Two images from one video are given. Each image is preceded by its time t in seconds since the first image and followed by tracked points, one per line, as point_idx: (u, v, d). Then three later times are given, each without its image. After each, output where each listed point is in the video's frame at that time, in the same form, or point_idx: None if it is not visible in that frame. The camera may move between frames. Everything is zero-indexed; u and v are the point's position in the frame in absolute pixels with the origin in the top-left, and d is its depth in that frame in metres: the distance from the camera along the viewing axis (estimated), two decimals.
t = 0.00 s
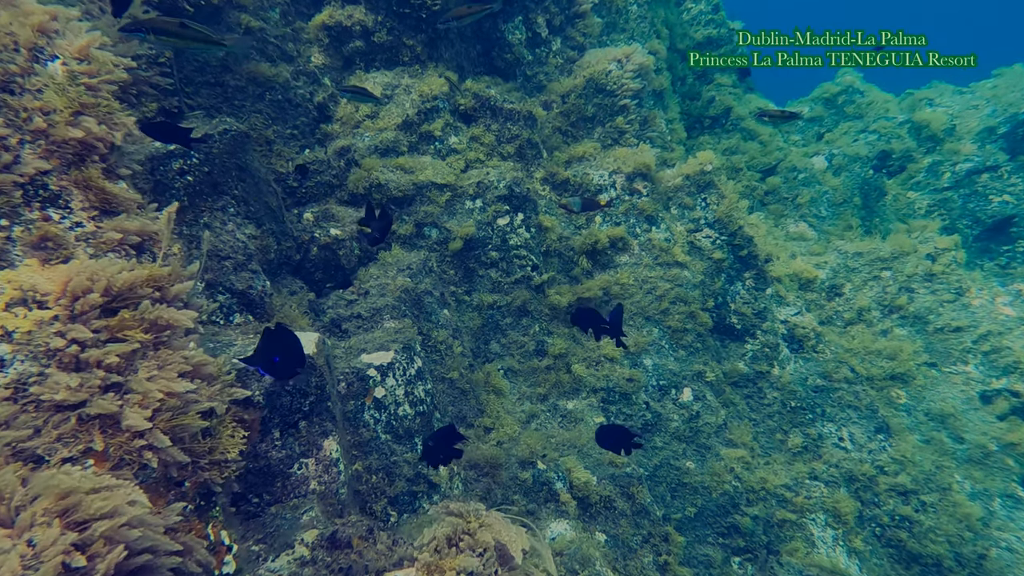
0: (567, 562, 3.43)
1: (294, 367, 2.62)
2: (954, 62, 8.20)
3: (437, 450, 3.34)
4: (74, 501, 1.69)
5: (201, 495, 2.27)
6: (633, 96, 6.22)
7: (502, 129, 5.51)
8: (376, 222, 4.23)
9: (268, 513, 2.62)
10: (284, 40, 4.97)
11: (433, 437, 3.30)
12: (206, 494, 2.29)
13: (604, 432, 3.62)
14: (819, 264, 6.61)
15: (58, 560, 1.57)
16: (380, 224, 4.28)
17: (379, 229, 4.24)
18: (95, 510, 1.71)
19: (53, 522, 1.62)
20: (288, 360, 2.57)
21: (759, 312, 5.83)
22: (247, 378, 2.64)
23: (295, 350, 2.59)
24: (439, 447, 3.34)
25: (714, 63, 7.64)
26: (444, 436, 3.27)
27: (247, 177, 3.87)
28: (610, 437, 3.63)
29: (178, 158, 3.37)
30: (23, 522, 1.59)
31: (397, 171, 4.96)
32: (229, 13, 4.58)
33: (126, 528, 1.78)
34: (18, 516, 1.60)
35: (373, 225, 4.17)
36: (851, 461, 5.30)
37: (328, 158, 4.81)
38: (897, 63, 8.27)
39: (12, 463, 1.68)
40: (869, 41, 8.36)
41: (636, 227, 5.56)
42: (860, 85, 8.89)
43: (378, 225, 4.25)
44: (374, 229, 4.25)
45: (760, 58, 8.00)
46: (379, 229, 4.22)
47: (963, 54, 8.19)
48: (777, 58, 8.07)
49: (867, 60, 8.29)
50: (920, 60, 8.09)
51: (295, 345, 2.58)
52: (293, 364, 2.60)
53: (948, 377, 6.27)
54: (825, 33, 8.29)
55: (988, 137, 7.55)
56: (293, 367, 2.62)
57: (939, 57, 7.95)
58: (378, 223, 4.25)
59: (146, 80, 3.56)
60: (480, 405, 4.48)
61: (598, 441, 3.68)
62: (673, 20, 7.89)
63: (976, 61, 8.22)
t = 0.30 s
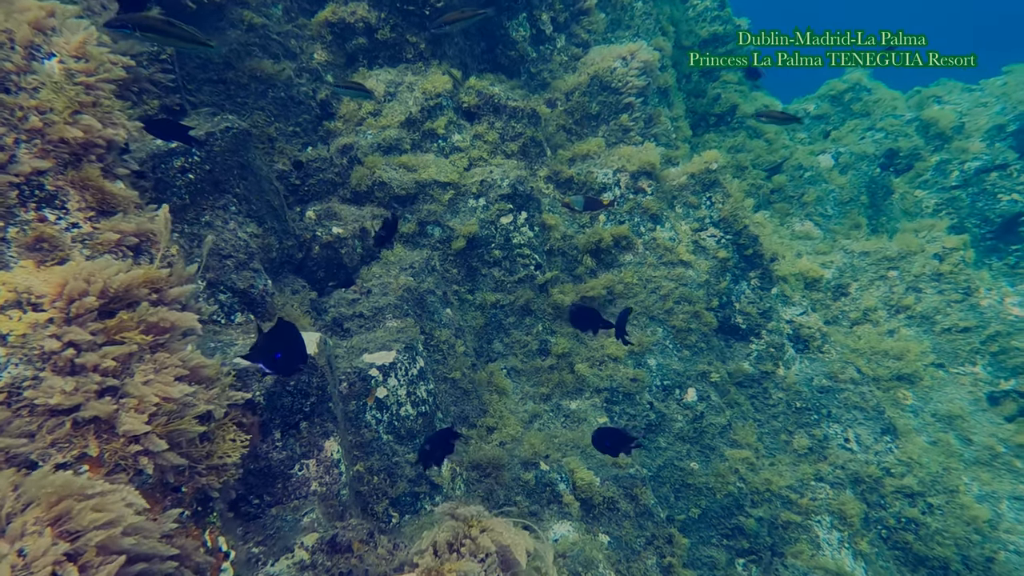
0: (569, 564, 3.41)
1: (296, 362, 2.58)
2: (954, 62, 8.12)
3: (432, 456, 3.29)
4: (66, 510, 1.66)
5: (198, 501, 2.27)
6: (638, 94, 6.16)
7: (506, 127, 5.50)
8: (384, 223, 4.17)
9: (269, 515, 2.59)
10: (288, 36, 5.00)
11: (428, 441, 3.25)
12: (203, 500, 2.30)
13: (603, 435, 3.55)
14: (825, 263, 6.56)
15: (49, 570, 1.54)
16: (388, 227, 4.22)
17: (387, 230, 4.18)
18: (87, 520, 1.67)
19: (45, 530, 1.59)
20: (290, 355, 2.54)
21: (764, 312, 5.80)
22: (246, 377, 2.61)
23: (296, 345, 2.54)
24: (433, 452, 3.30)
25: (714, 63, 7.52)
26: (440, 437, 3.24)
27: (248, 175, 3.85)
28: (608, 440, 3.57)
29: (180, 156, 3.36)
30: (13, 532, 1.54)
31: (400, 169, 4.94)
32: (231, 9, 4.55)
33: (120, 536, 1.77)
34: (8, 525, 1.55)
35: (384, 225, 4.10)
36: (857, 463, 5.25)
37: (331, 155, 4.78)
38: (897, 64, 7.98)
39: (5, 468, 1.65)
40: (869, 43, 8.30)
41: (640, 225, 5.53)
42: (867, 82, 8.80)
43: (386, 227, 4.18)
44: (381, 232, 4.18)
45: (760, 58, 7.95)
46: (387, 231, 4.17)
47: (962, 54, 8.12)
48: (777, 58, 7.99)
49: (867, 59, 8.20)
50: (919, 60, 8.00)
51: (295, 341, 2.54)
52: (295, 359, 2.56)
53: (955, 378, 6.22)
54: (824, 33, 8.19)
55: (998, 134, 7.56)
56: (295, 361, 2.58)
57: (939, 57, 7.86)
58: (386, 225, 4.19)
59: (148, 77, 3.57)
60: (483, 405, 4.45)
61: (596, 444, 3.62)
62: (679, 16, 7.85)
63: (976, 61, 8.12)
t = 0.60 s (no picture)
0: (572, 565, 3.39)
1: (299, 355, 2.48)
2: (954, 62, 8.02)
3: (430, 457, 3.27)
4: (55, 515, 1.63)
5: (195, 505, 2.26)
6: (643, 91, 6.11)
7: (510, 124, 5.47)
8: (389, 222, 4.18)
9: (269, 515, 2.58)
10: (290, 31, 5.00)
11: (426, 445, 3.23)
12: (200, 504, 2.30)
13: (603, 440, 3.48)
14: (831, 262, 6.52)
15: None
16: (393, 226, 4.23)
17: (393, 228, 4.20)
18: (81, 526, 1.65)
19: (36, 536, 1.56)
20: (293, 348, 2.44)
21: (769, 311, 5.76)
22: (246, 376, 2.59)
23: (298, 336, 2.44)
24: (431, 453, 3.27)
25: (714, 63, 7.41)
26: (438, 437, 3.23)
27: (251, 173, 3.83)
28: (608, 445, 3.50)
29: (181, 153, 3.37)
30: (5, 538, 1.52)
31: (403, 166, 4.91)
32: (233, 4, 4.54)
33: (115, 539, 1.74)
34: None
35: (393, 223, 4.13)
36: (862, 464, 5.20)
37: (333, 153, 4.75)
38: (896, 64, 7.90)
39: None
40: (868, 44, 8.21)
41: (645, 224, 5.49)
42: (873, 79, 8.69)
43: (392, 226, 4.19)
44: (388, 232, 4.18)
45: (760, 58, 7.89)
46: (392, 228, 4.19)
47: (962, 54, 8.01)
48: (776, 58, 7.91)
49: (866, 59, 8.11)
50: (919, 60, 7.90)
51: (297, 333, 2.44)
52: (297, 353, 2.46)
53: (962, 378, 6.18)
54: (824, 34, 8.07)
55: (1008, 132, 7.40)
56: (299, 355, 2.48)
57: (938, 58, 7.77)
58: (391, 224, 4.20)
59: (149, 73, 3.59)
60: (485, 405, 4.42)
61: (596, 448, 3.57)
62: (685, 12, 7.79)
63: (977, 61, 8.00)
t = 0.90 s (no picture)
0: (574, 567, 3.37)
1: (299, 348, 2.55)
2: (954, 62, 7.91)
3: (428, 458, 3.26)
4: (43, 522, 1.62)
5: (191, 509, 2.24)
6: (648, 88, 6.05)
7: (513, 122, 5.43)
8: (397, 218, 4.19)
9: (269, 515, 2.57)
10: (293, 27, 4.98)
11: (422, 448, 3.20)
12: (196, 508, 2.27)
13: (603, 443, 3.43)
14: (837, 260, 6.45)
15: None
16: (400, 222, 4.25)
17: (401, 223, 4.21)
18: (72, 533, 1.63)
19: (24, 545, 1.55)
20: (293, 342, 2.52)
21: (775, 310, 5.72)
22: (245, 375, 2.58)
23: (296, 330, 2.52)
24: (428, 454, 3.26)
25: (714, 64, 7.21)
26: (435, 439, 3.20)
27: (253, 170, 3.81)
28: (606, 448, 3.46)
29: (183, 149, 3.35)
30: None
31: (406, 164, 4.88)
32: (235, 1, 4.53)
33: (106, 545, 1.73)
34: None
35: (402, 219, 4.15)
36: (868, 465, 5.14)
37: (336, 150, 4.72)
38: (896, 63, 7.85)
39: None
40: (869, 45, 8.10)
41: (649, 222, 5.45)
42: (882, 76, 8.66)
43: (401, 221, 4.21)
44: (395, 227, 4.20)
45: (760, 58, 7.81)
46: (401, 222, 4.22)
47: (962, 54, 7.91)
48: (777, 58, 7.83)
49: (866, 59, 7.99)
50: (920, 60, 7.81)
51: (296, 327, 2.52)
52: (296, 346, 2.53)
53: (970, 379, 6.12)
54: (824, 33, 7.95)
55: (1018, 129, 7.32)
56: (299, 348, 2.56)
57: (939, 57, 7.67)
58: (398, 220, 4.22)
59: (151, 69, 3.59)
60: (488, 404, 4.39)
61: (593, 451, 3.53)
62: (691, 8, 7.65)
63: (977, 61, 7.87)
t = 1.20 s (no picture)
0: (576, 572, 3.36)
1: (297, 343, 2.61)
2: (954, 62, 7.83)
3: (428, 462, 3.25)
4: (31, 532, 1.59)
5: (185, 516, 2.19)
6: (653, 87, 5.99)
7: (517, 120, 5.38)
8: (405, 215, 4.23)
9: (268, 518, 2.55)
10: (295, 25, 4.95)
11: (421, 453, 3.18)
12: (190, 516, 2.22)
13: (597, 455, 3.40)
14: (843, 261, 6.37)
15: None
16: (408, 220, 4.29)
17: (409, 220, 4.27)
18: (60, 541, 1.60)
19: (9, 557, 1.51)
20: (291, 337, 2.58)
21: (780, 312, 5.71)
22: (244, 376, 2.57)
23: (294, 326, 2.56)
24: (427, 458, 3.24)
25: (714, 64, 7.01)
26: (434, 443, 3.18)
27: (254, 169, 3.80)
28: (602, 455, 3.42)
29: (184, 148, 3.32)
30: None
31: (408, 163, 4.84)
32: None
33: (95, 554, 1.70)
34: None
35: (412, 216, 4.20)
36: (873, 468, 5.10)
37: (339, 148, 4.69)
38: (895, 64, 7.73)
39: None
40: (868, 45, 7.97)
41: (653, 222, 5.41)
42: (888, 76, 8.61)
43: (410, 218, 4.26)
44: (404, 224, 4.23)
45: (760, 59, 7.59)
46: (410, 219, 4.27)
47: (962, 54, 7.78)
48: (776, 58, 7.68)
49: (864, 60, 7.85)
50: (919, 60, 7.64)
51: (294, 322, 2.56)
52: (295, 341, 2.59)
53: (976, 381, 6.07)
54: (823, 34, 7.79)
55: None
56: (299, 343, 2.62)
57: (939, 58, 7.55)
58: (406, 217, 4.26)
59: (152, 66, 3.56)
60: (490, 405, 4.37)
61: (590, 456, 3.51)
62: (696, 6, 7.56)
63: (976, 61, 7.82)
